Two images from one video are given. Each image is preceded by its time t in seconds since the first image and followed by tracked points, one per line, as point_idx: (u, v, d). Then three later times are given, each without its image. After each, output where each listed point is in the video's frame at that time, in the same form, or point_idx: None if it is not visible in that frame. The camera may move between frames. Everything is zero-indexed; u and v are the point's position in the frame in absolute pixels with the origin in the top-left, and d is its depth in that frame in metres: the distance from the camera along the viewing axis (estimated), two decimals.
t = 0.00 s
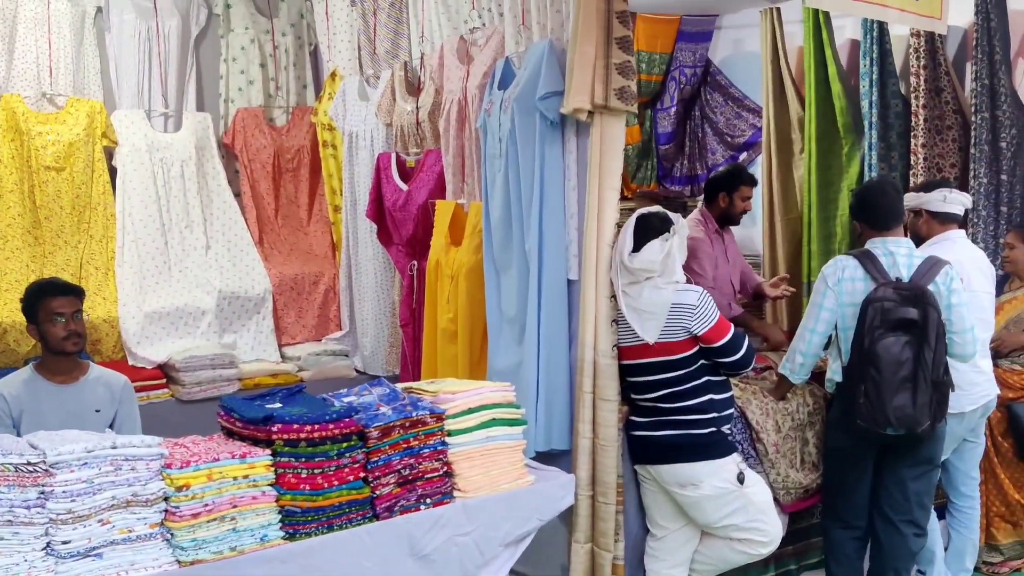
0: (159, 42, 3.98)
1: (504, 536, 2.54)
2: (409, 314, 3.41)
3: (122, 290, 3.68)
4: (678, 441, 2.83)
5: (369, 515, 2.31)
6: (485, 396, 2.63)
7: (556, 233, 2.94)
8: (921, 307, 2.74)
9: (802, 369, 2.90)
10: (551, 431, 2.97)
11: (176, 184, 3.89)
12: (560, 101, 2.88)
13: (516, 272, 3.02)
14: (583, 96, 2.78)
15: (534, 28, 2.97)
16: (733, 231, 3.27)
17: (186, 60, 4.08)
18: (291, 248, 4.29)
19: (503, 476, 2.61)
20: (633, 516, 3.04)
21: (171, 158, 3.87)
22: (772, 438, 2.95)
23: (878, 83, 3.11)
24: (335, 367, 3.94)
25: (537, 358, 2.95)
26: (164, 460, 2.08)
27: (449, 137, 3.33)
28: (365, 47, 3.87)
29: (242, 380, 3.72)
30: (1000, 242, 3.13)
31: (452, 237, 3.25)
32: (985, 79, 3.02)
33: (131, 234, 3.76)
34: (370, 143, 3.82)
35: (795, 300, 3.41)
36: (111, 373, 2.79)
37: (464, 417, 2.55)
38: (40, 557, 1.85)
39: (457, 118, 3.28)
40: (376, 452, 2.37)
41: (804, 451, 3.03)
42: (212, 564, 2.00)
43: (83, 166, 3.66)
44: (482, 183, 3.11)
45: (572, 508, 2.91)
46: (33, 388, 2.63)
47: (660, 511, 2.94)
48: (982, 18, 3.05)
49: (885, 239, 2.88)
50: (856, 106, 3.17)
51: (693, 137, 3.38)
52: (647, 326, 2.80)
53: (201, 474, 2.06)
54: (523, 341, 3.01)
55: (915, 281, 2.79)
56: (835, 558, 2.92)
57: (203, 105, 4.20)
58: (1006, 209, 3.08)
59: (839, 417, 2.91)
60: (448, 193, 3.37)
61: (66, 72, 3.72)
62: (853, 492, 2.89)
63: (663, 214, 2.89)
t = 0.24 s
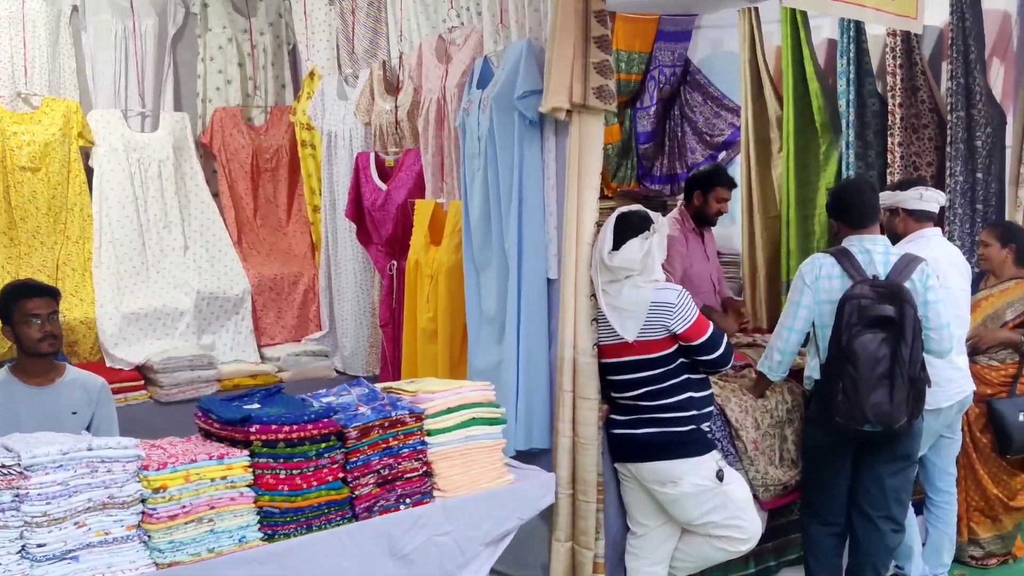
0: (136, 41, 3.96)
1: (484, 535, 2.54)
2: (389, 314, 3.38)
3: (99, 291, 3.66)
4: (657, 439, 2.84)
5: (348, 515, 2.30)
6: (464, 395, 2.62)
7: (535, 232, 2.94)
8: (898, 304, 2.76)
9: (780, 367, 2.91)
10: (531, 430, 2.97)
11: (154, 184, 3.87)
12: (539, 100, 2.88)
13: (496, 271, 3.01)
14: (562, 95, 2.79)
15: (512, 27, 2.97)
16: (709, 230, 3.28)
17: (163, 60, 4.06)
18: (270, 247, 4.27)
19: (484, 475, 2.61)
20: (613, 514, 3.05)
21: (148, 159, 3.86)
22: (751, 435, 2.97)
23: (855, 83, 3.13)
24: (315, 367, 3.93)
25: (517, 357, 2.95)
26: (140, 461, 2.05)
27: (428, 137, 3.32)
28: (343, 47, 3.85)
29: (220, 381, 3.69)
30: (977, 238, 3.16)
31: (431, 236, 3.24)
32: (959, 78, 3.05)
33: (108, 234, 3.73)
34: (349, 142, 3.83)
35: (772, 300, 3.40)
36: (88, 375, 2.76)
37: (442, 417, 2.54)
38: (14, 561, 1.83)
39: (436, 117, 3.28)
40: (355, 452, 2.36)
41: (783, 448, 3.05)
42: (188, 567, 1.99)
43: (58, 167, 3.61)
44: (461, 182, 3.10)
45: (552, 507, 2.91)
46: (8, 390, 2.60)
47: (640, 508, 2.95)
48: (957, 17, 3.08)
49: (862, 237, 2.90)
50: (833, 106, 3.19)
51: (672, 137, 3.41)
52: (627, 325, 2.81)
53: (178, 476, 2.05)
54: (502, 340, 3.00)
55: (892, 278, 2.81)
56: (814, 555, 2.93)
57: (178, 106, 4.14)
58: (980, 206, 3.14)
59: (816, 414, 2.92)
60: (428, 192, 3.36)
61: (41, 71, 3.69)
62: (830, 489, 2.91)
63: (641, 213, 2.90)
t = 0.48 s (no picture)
0: (87, 38, 3.89)
1: (442, 533, 2.51)
2: (348, 312, 3.40)
3: (52, 292, 3.60)
4: (616, 434, 2.86)
5: (306, 515, 2.26)
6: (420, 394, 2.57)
7: (493, 228, 2.94)
8: (851, 297, 2.78)
9: (737, 360, 2.94)
10: (491, 427, 2.97)
11: (108, 183, 3.83)
12: (496, 97, 2.88)
13: (454, 268, 3.00)
14: (518, 92, 2.79)
15: (468, 23, 2.97)
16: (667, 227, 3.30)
17: (116, 57, 4.01)
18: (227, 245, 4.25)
19: (442, 473, 2.57)
20: (574, 510, 3.06)
21: (101, 157, 3.80)
22: (709, 428, 2.99)
23: (809, 80, 3.14)
24: (274, 367, 3.93)
25: (476, 355, 2.94)
26: (93, 464, 2.01)
27: (385, 133, 3.31)
28: (299, 44, 3.89)
29: (177, 382, 3.65)
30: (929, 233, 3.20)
31: (390, 234, 3.21)
32: (911, 75, 3.07)
33: (61, 235, 3.67)
34: (306, 139, 3.81)
35: (731, 296, 3.42)
36: (40, 377, 2.71)
37: (400, 415, 2.49)
38: None
39: (393, 114, 3.26)
40: (312, 451, 2.32)
41: (741, 441, 3.08)
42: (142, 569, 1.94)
43: (8, 165, 3.55)
44: (418, 179, 3.09)
45: (513, 504, 2.91)
46: None
47: (601, 503, 2.96)
48: (908, 16, 3.09)
49: (816, 231, 2.93)
50: (788, 103, 3.19)
51: (631, 134, 3.44)
52: (585, 321, 2.82)
53: (131, 477, 2.00)
54: (462, 338, 2.99)
55: (845, 272, 2.84)
56: (772, 547, 2.97)
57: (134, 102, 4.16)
58: (933, 201, 3.17)
59: (772, 407, 2.96)
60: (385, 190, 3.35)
61: None
62: (787, 481, 2.94)
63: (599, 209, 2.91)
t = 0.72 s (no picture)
0: (11, 31, 3.88)
1: (381, 532, 2.42)
2: (282, 313, 3.32)
3: None
4: (553, 430, 2.87)
5: (238, 517, 2.17)
6: (355, 392, 2.49)
7: (430, 225, 2.93)
8: (781, 292, 2.84)
9: (672, 355, 2.98)
10: (429, 425, 2.96)
11: (34, 179, 3.77)
12: (431, 93, 2.88)
13: (391, 266, 2.98)
14: (454, 89, 2.79)
15: (403, 18, 2.96)
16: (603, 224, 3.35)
17: (42, 49, 3.95)
18: (160, 244, 4.21)
19: (378, 472, 2.47)
20: (512, 506, 3.06)
21: (27, 152, 3.76)
22: (646, 423, 3.01)
23: (744, 79, 3.14)
24: (209, 367, 3.86)
25: (413, 352, 2.93)
26: (15, 468, 1.94)
27: (320, 129, 3.27)
28: (232, 38, 3.83)
29: (109, 383, 3.55)
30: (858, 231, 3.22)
31: (326, 231, 3.18)
32: (842, 75, 3.02)
33: None
34: (240, 135, 3.76)
35: (669, 292, 3.53)
36: None
37: (335, 414, 2.41)
38: None
39: (328, 109, 3.25)
40: (245, 452, 2.23)
41: (677, 436, 3.11)
42: None
43: None
44: (354, 177, 3.06)
45: (450, 502, 2.90)
46: None
47: (539, 499, 2.97)
48: (838, 16, 3.03)
49: (748, 229, 2.99)
50: (724, 104, 3.19)
51: (571, 132, 3.43)
52: (522, 318, 2.84)
53: (55, 481, 1.93)
54: (399, 336, 2.98)
55: (776, 268, 2.89)
56: (708, 540, 2.98)
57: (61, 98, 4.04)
58: (862, 199, 3.15)
59: (706, 401, 2.99)
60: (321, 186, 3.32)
61: None
62: (722, 475, 2.96)
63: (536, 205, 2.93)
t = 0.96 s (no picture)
0: None
1: (291, 532, 2.34)
2: (187, 309, 3.30)
3: None
4: (464, 426, 2.86)
5: (139, 522, 2.06)
6: (261, 392, 2.40)
7: (338, 222, 2.90)
8: (689, 287, 2.88)
9: (584, 350, 3.00)
10: (338, 424, 2.93)
11: None
12: (338, 86, 2.84)
13: (298, 263, 2.94)
14: (361, 83, 2.75)
15: (309, 12, 2.94)
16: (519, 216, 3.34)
17: None
18: (59, 242, 4.12)
19: (287, 472, 2.38)
20: (424, 503, 3.05)
21: None
22: (558, 418, 3.02)
23: (653, 76, 3.18)
24: (113, 368, 3.51)
25: (321, 350, 2.90)
26: None
27: (225, 124, 3.27)
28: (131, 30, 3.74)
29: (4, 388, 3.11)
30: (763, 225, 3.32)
31: (232, 227, 3.14)
32: (746, 74, 3.16)
33: None
34: (142, 130, 3.65)
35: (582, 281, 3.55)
36: None
37: (241, 414, 2.31)
38: None
39: (232, 104, 3.22)
40: (145, 455, 2.13)
41: (589, 429, 3.14)
42: None
43: None
44: (259, 172, 3.01)
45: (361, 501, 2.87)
46: None
47: (450, 496, 2.97)
48: (743, 17, 3.16)
49: (656, 224, 3.02)
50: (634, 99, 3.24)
51: (485, 127, 3.40)
52: (431, 314, 2.82)
53: None
54: (307, 334, 2.94)
55: (683, 263, 2.93)
56: (619, 531, 2.98)
57: None
58: (767, 195, 3.30)
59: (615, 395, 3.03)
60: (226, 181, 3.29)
61: None
62: (633, 466, 2.98)
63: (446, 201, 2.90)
